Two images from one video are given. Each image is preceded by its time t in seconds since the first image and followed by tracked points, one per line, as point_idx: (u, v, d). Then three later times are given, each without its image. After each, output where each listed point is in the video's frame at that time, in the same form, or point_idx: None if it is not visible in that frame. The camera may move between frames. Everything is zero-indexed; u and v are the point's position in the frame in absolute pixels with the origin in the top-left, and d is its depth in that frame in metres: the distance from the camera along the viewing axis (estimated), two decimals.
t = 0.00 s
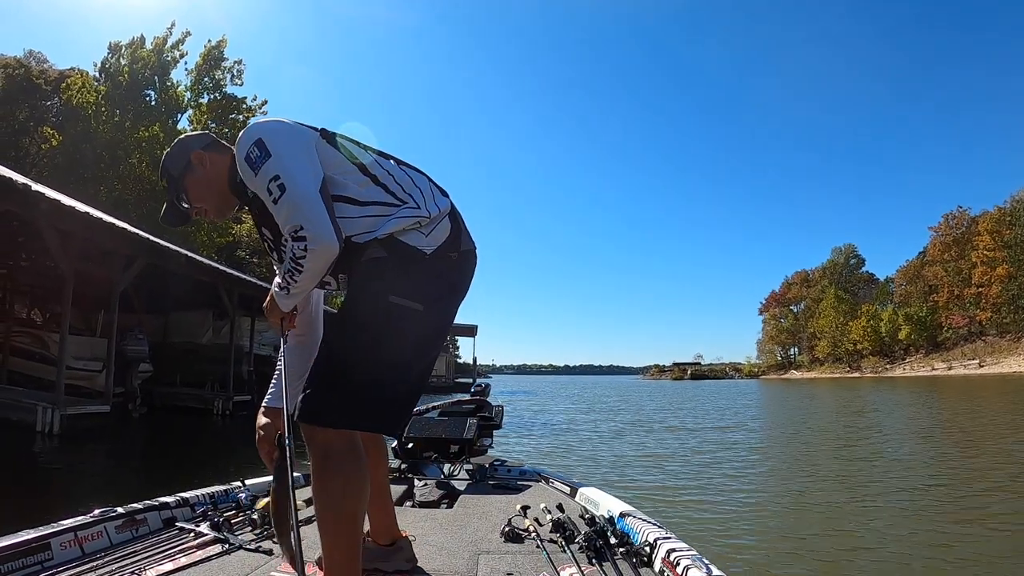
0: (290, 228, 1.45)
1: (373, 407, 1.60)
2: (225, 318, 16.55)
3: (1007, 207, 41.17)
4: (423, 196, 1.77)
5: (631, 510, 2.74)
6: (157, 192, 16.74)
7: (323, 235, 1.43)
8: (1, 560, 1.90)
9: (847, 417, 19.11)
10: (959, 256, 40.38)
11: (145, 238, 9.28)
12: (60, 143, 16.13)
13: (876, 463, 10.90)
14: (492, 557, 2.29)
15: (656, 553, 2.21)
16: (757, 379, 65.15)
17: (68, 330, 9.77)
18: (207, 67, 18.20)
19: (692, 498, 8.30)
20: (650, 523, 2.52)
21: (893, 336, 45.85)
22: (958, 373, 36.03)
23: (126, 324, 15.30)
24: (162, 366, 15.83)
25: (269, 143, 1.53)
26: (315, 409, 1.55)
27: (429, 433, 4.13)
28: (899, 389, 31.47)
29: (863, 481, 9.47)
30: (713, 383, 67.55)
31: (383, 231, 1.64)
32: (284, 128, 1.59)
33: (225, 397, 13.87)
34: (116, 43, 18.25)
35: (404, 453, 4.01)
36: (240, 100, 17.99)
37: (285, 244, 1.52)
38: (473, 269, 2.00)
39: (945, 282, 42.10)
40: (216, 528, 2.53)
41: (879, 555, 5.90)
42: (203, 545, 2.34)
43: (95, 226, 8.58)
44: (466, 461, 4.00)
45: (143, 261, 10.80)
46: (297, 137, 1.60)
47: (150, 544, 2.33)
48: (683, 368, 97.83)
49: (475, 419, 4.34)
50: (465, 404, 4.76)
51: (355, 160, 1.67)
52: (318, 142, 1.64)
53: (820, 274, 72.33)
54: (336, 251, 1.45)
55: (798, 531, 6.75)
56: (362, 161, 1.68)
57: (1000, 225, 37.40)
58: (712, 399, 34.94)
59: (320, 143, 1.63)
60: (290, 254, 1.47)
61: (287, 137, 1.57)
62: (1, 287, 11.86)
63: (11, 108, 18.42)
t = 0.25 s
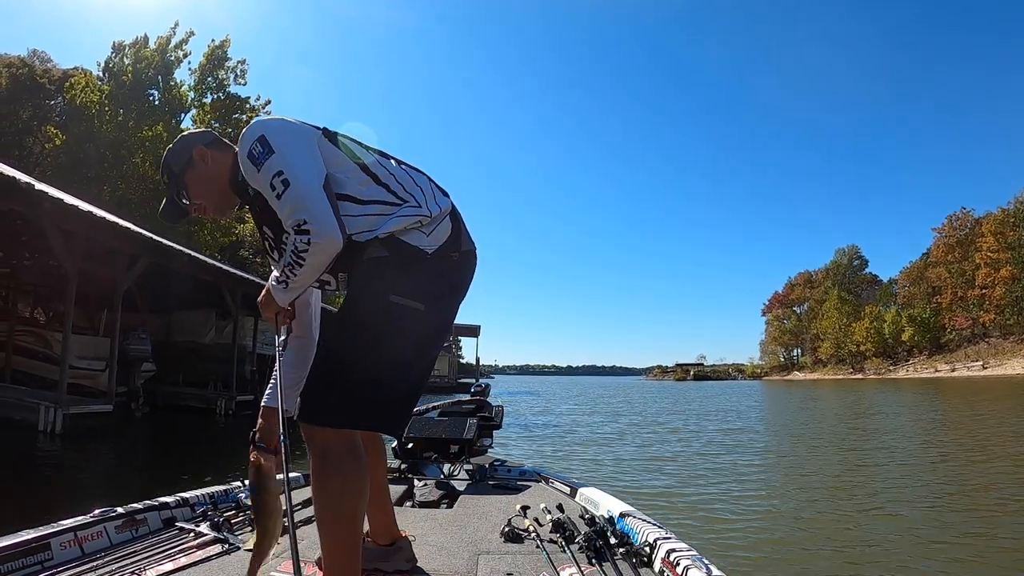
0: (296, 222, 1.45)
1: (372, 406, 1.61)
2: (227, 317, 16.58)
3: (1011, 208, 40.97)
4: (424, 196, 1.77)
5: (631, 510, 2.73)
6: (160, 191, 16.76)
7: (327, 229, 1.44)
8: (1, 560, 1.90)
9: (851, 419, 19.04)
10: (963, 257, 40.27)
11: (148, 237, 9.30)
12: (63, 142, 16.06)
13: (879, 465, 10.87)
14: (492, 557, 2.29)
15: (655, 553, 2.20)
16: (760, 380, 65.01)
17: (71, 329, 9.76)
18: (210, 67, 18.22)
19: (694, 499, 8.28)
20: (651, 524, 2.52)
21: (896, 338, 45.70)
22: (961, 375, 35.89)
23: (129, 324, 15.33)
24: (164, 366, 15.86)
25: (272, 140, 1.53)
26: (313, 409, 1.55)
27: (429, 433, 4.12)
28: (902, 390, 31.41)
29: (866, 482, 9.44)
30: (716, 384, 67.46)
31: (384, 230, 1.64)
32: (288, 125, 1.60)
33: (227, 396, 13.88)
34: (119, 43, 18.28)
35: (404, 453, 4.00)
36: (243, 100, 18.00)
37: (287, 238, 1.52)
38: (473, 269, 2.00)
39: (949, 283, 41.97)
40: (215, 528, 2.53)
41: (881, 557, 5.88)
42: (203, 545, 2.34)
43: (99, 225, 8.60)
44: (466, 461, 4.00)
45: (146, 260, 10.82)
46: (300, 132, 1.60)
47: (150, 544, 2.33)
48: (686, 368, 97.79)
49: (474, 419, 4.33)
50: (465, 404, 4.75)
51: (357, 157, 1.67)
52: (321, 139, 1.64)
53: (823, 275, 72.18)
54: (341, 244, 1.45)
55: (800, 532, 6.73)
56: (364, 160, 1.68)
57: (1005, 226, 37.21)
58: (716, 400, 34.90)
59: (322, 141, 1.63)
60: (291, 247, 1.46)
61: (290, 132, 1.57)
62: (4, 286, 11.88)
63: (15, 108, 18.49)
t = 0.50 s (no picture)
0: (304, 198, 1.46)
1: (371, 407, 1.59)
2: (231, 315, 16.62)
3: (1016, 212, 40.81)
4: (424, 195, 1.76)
5: (632, 510, 2.72)
6: (164, 188, 16.81)
7: (335, 210, 1.46)
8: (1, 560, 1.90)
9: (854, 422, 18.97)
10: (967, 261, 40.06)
11: (152, 234, 9.32)
12: (69, 139, 16.16)
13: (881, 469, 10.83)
14: (492, 557, 2.28)
15: (655, 553, 2.19)
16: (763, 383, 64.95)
17: (75, 326, 9.80)
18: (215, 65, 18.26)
19: (694, 500, 8.27)
20: (651, 524, 2.51)
21: (900, 341, 45.63)
22: (965, 379, 35.80)
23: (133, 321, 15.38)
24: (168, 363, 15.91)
25: (294, 115, 1.54)
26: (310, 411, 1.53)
27: (429, 433, 4.11)
28: (906, 394, 31.25)
29: (868, 486, 9.41)
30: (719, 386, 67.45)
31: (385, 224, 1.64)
32: (303, 103, 1.60)
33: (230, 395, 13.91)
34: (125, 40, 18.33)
35: (403, 453, 3.99)
36: (248, 98, 18.04)
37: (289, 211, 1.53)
38: (472, 272, 1.99)
39: (953, 287, 41.76)
40: (216, 528, 2.53)
41: (882, 561, 5.86)
42: (203, 545, 2.33)
43: (102, 221, 8.61)
44: (466, 461, 3.99)
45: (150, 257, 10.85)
46: (313, 111, 1.61)
47: (150, 544, 2.33)
48: (689, 370, 97.75)
49: (475, 419, 4.32)
50: (465, 404, 4.74)
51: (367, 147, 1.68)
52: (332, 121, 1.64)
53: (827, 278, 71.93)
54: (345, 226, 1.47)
55: (801, 535, 6.71)
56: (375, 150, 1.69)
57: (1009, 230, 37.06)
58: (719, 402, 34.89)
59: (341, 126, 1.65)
60: (291, 219, 1.47)
61: (303, 112, 1.57)
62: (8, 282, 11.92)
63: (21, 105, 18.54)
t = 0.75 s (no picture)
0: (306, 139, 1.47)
1: (362, 406, 1.58)
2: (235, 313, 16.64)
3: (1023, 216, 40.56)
4: (417, 189, 1.75)
5: (633, 511, 2.71)
6: (170, 185, 16.86)
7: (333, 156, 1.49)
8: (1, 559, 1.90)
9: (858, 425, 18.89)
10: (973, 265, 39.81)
11: (157, 231, 9.32)
12: (75, 135, 16.20)
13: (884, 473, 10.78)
14: (493, 556, 2.27)
15: (656, 554, 2.18)
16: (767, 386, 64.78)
17: (79, 322, 9.83)
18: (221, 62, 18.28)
19: (696, 503, 8.24)
20: (652, 524, 2.50)
21: (904, 345, 45.46)
22: (970, 384, 35.63)
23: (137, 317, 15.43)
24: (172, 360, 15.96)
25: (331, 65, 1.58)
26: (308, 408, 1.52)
27: (430, 433, 4.10)
28: (910, 398, 31.10)
29: (870, 490, 9.36)
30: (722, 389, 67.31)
31: (371, 202, 1.65)
32: (335, 62, 1.61)
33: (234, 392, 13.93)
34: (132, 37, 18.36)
35: (405, 452, 3.98)
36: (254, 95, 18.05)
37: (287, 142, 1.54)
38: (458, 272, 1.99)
39: (959, 291, 41.51)
40: (216, 527, 2.53)
41: (884, 565, 5.83)
42: (204, 545, 2.33)
43: (108, 217, 8.62)
44: (468, 461, 3.98)
45: (155, 254, 10.86)
46: (342, 71, 1.62)
47: (151, 543, 2.33)
48: (692, 372, 97.59)
49: (476, 419, 4.30)
50: (466, 404, 4.73)
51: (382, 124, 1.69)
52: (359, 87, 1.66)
53: (832, 281, 71.64)
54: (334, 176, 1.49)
55: (803, 538, 6.69)
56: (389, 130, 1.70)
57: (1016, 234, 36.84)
58: (722, 404, 34.81)
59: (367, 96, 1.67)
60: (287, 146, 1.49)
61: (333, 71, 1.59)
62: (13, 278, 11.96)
63: (28, 101, 18.60)
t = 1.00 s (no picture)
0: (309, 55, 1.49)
1: (338, 414, 1.55)
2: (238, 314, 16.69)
3: None
4: (389, 184, 1.69)
5: (633, 511, 2.71)
6: (173, 186, 16.90)
7: (333, 78, 1.50)
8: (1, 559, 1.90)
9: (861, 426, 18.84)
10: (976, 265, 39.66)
11: (160, 232, 9.34)
12: (78, 136, 16.27)
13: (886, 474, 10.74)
14: (494, 557, 2.27)
15: (657, 554, 2.18)
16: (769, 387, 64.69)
17: (82, 322, 9.84)
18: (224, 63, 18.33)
19: (698, 504, 8.23)
20: (652, 524, 2.49)
21: (908, 346, 45.40)
22: (973, 385, 35.58)
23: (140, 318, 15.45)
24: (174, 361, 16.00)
25: (363, 30, 1.63)
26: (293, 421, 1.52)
27: (431, 433, 4.10)
28: (913, 399, 31.02)
29: (873, 490, 9.33)
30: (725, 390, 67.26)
31: (342, 169, 1.63)
32: (372, 34, 1.65)
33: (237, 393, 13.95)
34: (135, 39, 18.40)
35: (405, 453, 3.98)
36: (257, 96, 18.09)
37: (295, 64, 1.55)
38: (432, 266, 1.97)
39: (962, 291, 41.37)
40: (217, 527, 2.53)
41: (886, 566, 5.82)
42: (204, 545, 2.33)
43: (111, 218, 8.64)
44: (468, 461, 3.98)
45: (158, 255, 10.88)
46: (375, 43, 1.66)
47: (152, 543, 2.33)
48: (695, 373, 97.55)
49: (477, 419, 4.30)
50: (467, 404, 4.72)
51: (387, 109, 1.69)
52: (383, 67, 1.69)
53: (834, 282, 71.51)
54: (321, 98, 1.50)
55: (805, 539, 6.68)
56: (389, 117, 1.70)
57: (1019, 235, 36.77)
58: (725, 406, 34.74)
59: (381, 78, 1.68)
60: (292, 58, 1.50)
61: (365, 39, 1.62)
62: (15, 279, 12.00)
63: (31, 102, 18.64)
